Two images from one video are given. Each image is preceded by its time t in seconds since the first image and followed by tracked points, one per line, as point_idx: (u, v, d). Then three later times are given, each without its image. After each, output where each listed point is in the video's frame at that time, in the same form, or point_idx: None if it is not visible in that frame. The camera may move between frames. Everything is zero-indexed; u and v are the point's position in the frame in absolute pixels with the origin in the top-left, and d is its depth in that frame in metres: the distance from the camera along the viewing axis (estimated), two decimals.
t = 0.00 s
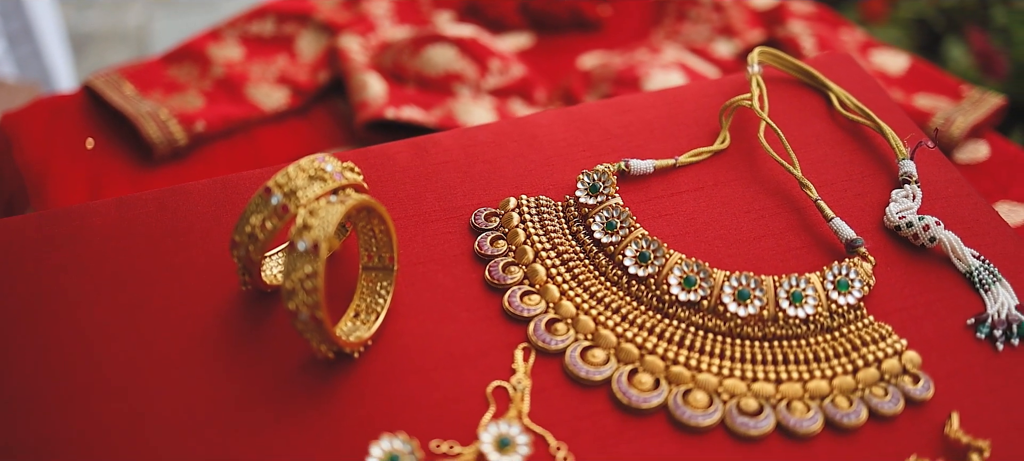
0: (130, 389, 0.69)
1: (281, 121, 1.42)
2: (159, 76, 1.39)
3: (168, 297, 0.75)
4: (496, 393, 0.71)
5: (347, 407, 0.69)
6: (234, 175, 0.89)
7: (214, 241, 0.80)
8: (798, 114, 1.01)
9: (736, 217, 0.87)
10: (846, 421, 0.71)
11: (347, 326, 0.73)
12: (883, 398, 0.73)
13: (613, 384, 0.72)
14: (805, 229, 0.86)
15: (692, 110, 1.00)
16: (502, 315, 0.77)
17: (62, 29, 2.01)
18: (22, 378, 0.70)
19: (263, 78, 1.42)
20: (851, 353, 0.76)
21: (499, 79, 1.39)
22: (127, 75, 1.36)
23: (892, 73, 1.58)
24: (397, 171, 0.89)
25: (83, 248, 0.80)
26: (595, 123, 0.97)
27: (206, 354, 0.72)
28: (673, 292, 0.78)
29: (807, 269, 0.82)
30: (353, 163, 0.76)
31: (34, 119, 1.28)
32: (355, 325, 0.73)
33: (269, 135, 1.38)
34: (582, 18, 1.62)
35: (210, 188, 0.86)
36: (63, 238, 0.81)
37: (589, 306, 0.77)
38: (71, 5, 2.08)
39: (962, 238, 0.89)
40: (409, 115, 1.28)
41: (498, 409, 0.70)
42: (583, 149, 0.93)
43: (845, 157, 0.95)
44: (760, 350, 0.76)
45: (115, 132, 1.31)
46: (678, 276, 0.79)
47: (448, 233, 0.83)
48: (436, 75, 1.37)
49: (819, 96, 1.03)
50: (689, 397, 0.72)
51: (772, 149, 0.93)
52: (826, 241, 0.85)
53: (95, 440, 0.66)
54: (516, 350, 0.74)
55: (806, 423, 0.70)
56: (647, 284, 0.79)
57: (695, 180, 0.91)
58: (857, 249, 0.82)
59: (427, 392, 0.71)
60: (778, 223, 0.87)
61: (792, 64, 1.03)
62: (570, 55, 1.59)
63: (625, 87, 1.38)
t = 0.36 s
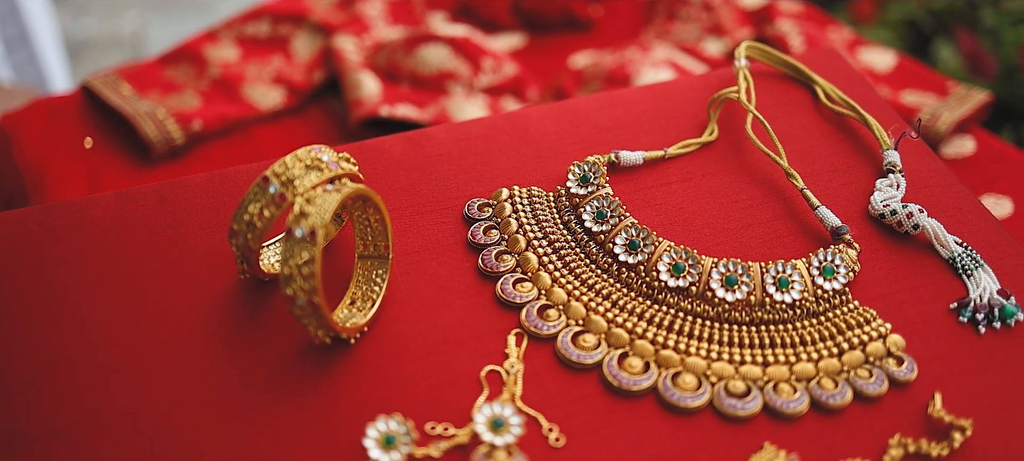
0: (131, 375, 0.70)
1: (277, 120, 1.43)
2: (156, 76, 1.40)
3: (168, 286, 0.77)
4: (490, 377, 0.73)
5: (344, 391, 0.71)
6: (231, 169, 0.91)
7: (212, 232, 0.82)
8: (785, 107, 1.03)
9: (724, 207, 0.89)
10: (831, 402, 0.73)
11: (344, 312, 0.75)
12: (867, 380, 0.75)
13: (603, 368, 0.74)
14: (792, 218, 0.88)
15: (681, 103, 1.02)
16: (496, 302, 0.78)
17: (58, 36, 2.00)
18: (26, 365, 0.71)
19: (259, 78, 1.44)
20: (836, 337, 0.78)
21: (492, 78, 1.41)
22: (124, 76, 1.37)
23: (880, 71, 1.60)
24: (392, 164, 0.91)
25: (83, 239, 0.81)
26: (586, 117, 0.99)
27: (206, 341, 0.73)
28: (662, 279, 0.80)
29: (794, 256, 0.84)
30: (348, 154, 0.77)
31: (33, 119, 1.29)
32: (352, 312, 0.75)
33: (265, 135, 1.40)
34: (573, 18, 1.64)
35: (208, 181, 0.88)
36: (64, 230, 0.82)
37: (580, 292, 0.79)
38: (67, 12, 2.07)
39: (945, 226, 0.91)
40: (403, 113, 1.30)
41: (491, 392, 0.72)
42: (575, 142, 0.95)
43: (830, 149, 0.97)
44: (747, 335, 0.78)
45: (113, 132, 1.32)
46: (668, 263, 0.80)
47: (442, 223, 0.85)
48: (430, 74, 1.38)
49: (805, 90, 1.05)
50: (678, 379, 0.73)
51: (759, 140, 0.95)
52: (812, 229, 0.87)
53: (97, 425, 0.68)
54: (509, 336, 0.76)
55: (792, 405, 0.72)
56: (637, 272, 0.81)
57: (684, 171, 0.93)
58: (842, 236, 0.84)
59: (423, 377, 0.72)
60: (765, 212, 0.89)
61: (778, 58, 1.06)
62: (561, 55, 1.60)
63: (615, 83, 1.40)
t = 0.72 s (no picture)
0: (134, 363, 0.72)
1: (274, 123, 1.45)
2: (154, 80, 1.42)
3: (169, 278, 0.78)
4: (484, 365, 0.74)
5: (342, 378, 0.72)
6: (229, 166, 0.93)
7: (211, 227, 0.83)
8: (772, 103, 1.05)
9: (713, 200, 0.91)
10: (818, 386, 0.74)
11: (341, 303, 0.76)
12: (853, 364, 0.76)
13: (595, 355, 0.75)
14: (780, 209, 0.90)
15: (671, 100, 1.04)
16: (489, 292, 0.80)
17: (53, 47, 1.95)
18: (30, 355, 0.73)
19: (256, 82, 1.46)
20: (823, 324, 0.80)
21: (485, 80, 1.43)
22: (122, 80, 1.39)
23: (867, 71, 1.63)
24: (386, 160, 0.93)
25: (86, 234, 0.83)
26: (577, 114, 1.01)
27: (206, 332, 0.74)
28: (652, 269, 0.81)
29: (781, 246, 0.86)
30: (344, 148, 0.79)
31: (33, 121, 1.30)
32: (349, 302, 0.77)
33: (262, 137, 1.41)
34: (565, 21, 1.65)
35: (207, 178, 0.89)
36: (66, 226, 0.83)
37: (573, 283, 0.81)
38: (62, 22, 2.02)
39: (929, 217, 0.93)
40: (398, 114, 1.32)
41: (486, 379, 0.73)
42: (566, 138, 0.97)
43: (816, 144, 1.00)
44: (736, 322, 0.79)
45: (112, 135, 1.34)
46: (658, 253, 0.82)
47: (435, 217, 0.86)
48: (424, 77, 1.40)
49: (792, 87, 1.08)
50: (668, 365, 0.75)
51: (747, 134, 0.97)
52: (799, 220, 0.89)
53: (101, 412, 0.69)
54: (503, 324, 0.77)
55: (780, 389, 0.74)
56: (628, 262, 0.83)
57: (673, 165, 0.95)
58: (828, 226, 0.86)
59: (418, 364, 0.74)
60: (753, 204, 0.91)
61: (765, 56, 1.08)
62: (554, 58, 1.62)
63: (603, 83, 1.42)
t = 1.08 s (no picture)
0: (136, 352, 0.73)
1: (271, 124, 1.47)
2: (153, 83, 1.44)
3: (170, 270, 0.80)
4: (479, 353, 0.76)
5: (339, 366, 0.73)
6: (229, 162, 0.94)
7: (212, 220, 0.85)
8: (761, 98, 1.07)
9: (704, 192, 0.93)
10: (806, 371, 0.76)
11: (339, 293, 0.78)
12: (841, 350, 0.78)
13: (588, 343, 0.77)
14: (769, 201, 0.92)
15: (663, 96, 1.06)
16: (484, 282, 0.81)
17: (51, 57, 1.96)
18: (33, 345, 0.74)
19: (253, 84, 1.47)
20: (811, 311, 0.81)
21: (480, 80, 1.45)
22: (121, 82, 1.41)
23: (857, 71, 1.65)
24: (383, 156, 0.94)
25: (89, 228, 0.84)
26: (571, 110, 1.03)
27: (206, 321, 0.76)
28: (644, 259, 0.83)
29: (769, 236, 0.88)
30: (341, 142, 0.80)
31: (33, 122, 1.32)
32: (346, 293, 0.78)
33: (260, 138, 1.43)
34: (559, 23, 1.67)
35: (208, 174, 0.91)
36: (69, 220, 0.85)
37: (566, 273, 0.82)
38: (59, 32, 2.03)
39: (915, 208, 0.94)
40: (394, 114, 1.34)
41: (481, 366, 0.75)
42: (559, 133, 0.99)
43: (804, 138, 1.02)
44: (726, 310, 0.81)
45: (111, 136, 1.35)
46: (649, 243, 0.84)
47: (430, 211, 0.88)
48: (419, 78, 1.43)
49: (781, 83, 1.10)
50: (660, 352, 0.76)
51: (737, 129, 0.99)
52: (788, 211, 0.91)
53: (103, 399, 0.70)
54: (497, 313, 0.79)
55: (769, 374, 0.75)
56: (620, 252, 0.84)
57: (664, 159, 0.97)
58: (816, 217, 0.88)
59: (415, 351, 0.75)
60: (743, 196, 0.92)
61: (754, 53, 1.10)
62: (548, 59, 1.64)
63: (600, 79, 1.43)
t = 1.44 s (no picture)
0: (138, 342, 0.75)
1: (269, 125, 1.49)
2: (153, 84, 1.45)
3: (172, 263, 0.81)
4: (475, 342, 0.77)
5: (338, 355, 0.75)
6: (229, 159, 0.96)
7: (212, 215, 0.87)
8: (752, 95, 1.09)
9: (695, 185, 0.94)
10: (796, 357, 0.77)
11: (338, 284, 0.79)
12: (830, 337, 0.79)
13: (583, 331, 0.78)
14: (759, 194, 0.94)
15: (655, 93, 1.08)
16: (481, 273, 0.83)
17: (49, 64, 1.97)
18: (39, 338, 0.76)
19: (252, 86, 1.49)
20: (800, 299, 0.83)
21: (475, 80, 1.47)
22: (120, 83, 1.42)
23: (849, 70, 1.66)
24: (380, 153, 0.96)
25: (92, 223, 0.85)
26: (565, 107, 1.04)
27: (208, 312, 0.77)
28: (636, 249, 0.85)
29: (759, 227, 0.90)
30: (339, 136, 0.82)
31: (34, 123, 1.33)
32: (345, 284, 0.79)
33: (259, 139, 1.45)
34: (553, 25, 1.68)
35: (207, 170, 0.92)
36: (72, 216, 0.86)
37: (560, 264, 0.84)
38: (58, 40, 2.05)
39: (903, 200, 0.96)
40: (390, 113, 1.36)
41: (477, 355, 0.76)
42: (553, 130, 1.01)
43: (794, 133, 1.04)
44: (717, 299, 0.83)
45: (110, 138, 1.36)
46: (643, 234, 0.86)
47: (427, 205, 0.90)
48: (415, 78, 1.45)
49: (771, 79, 1.12)
50: (653, 340, 0.78)
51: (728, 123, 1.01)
52: (778, 203, 0.93)
53: (107, 388, 0.72)
54: (493, 303, 0.80)
55: (760, 360, 0.77)
56: (613, 243, 0.86)
57: (657, 154, 0.98)
58: (806, 209, 0.89)
59: (413, 341, 0.77)
60: (734, 189, 0.94)
61: (744, 50, 1.12)
62: (541, 61, 1.66)
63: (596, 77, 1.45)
